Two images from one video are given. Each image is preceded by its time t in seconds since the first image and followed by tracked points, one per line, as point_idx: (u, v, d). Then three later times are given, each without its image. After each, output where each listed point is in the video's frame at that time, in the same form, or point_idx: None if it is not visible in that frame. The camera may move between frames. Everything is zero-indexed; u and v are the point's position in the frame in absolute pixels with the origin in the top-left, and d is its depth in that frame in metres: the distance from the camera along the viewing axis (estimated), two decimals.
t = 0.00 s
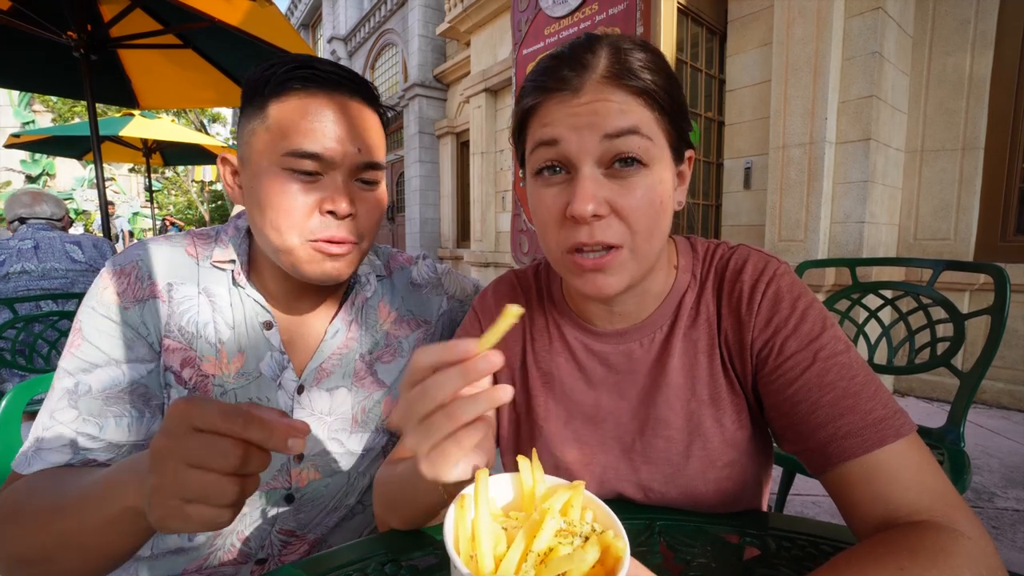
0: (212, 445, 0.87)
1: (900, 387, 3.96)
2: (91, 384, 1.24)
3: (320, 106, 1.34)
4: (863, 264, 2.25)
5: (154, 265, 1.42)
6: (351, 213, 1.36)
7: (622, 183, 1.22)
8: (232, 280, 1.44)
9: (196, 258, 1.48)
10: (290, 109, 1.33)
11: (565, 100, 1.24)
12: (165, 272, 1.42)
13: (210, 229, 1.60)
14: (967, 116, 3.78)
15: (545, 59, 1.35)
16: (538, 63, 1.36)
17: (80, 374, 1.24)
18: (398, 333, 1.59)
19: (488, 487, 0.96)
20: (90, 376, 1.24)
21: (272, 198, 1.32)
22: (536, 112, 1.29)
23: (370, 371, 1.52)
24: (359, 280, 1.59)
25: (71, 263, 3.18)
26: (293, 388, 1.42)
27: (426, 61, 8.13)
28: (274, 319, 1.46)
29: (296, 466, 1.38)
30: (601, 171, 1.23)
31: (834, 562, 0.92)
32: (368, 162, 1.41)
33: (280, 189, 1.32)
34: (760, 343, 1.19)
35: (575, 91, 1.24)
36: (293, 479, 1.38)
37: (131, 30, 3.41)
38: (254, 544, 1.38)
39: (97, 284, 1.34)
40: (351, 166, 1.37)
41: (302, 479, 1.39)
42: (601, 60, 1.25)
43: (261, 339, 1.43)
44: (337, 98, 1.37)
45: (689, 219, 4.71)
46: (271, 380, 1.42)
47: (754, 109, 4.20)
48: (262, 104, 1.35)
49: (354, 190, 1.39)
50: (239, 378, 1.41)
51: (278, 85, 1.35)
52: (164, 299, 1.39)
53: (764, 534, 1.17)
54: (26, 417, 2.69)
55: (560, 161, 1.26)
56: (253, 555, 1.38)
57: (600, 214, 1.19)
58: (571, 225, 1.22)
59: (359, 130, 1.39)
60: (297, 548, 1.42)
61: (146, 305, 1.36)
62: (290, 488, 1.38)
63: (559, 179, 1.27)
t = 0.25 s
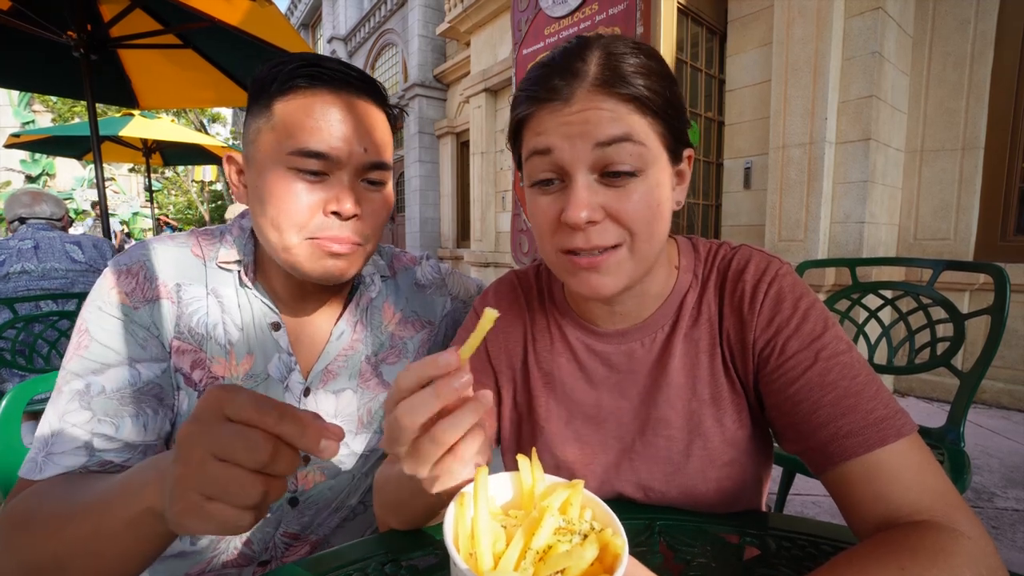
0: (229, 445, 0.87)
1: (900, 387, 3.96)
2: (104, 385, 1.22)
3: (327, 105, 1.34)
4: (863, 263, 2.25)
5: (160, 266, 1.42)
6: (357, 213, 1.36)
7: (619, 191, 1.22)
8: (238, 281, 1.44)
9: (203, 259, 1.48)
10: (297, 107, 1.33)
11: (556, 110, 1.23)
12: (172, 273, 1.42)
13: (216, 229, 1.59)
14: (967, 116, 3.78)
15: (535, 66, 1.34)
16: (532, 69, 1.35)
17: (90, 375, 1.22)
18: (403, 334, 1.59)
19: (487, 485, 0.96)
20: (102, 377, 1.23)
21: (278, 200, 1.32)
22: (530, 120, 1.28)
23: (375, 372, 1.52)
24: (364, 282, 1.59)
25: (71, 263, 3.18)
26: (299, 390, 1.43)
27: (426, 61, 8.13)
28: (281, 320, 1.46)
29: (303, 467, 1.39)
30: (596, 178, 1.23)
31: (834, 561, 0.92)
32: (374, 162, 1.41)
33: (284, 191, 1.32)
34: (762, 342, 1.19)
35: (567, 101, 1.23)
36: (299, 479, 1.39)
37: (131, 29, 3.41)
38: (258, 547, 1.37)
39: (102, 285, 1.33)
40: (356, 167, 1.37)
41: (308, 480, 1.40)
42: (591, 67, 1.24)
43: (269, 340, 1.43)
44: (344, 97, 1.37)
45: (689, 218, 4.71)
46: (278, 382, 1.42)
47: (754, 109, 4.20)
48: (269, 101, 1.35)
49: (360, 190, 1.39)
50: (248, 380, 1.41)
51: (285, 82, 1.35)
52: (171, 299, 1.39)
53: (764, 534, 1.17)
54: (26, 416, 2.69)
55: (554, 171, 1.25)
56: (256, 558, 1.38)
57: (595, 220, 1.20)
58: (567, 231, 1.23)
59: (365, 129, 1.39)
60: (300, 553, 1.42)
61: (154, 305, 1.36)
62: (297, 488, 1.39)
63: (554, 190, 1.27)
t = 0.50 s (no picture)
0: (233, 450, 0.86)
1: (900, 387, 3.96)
2: (102, 390, 1.23)
3: (330, 104, 1.34)
4: (863, 263, 2.25)
5: (159, 267, 1.42)
6: (360, 215, 1.36)
7: (661, 176, 1.22)
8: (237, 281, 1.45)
9: (201, 260, 1.48)
10: (298, 107, 1.33)
11: (619, 79, 1.25)
12: (171, 274, 1.42)
13: (215, 229, 1.59)
14: (967, 116, 3.79)
15: (605, 41, 1.35)
16: (596, 46, 1.36)
17: (88, 380, 1.23)
18: (405, 335, 1.59)
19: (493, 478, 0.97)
20: (100, 383, 1.24)
21: (281, 199, 1.32)
22: (588, 85, 1.30)
23: (377, 373, 1.52)
24: (366, 281, 1.59)
25: (71, 263, 3.18)
26: (301, 393, 1.42)
27: (426, 61, 8.13)
28: (282, 321, 1.46)
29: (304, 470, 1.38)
30: (641, 157, 1.24)
31: (835, 560, 0.92)
32: (377, 164, 1.40)
33: (288, 190, 1.31)
34: (770, 337, 1.20)
35: (633, 72, 1.24)
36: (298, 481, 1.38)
37: (131, 30, 3.41)
38: (259, 552, 1.38)
39: (101, 288, 1.33)
40: (360, 168, 1.37)
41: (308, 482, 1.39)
42: (662, 51, 1.25)
43: (270, 342, 1.43)
44: (347, 96, 1.37)
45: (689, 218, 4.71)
46: (279, 384, 1.41)
47: (754, 109, 4.20)
48: (269, 101, 1.36)
49: (363, 192, 1.38)
50: (247, 383, 1.40)
51: (287, 82, 1.36)
52: (169, 301, 1.39)
53: (764, 534, 1.17)
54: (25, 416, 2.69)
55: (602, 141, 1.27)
56: (256, 562, 1.38)
57: (628, 197, 1.21)
58: (600, 204, 1.25)
59: (368, 130, 1.38)
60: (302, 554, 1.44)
61: (152, 307, 1.36)
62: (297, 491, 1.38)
63: (597, 155, 1.28)
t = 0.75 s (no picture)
0: (291, 413, 0.77)
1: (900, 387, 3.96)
2: (108, 372, 1.21)
3: (327, 94, 1.35)
4: (863, 263, 2.25)
5: (161, 256, 1.41)
6: (355, 203, 1.36)
7: (672, 206, 1.22)
8: (236, 273, 1.45)
9: (202, 252, 1.48)
10: (292, 98, 1.33)
11: (633, 111, 1.22)
12: (172, 264, 1.41)
13: (215, 224, 1.59)
14: (967, 116, 3.79)
15: (624, 59, 1.32)
16: (620, 60, 1.32)
17: (93, 363, 1.20)
18: (405, 332, 1.59)
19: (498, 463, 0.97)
20: (105, 365, 1.21)
21: (274, 190, 1.32)
22: (604, 111, 1.28)
23: (378, 371, 1.53)
24: (366, 276, 1.59)
25: (71, 265, 3.18)
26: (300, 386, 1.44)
27: (426, 61, 8.12)
28: (282, 314, 1.47)
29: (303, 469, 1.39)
30: (652, 186, 1.23)
31: (835, 557, 0.93)
32: (372, 153, 1.40)
33: (283, 180, 1.32)
34: (779, 335, 1.21)
35: (648, 103, 1.21)
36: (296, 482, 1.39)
37: (131, 29, 3.41)
38: (259, 553, 1.40)
39: (102, 272, 1.31)
40: (354, 156, 1.37)
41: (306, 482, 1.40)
42: (682, 77, 1.20)
43: (269, 334, 1.44)
44: (342, 87, 1.37)
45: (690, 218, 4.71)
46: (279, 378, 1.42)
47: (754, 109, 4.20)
48: (265, 93, 1.36)
49: (359, 181, 1.39)
50: (247, 375, 1.41)
51: (280, 74, 1.35)
52: (171, 290, 1.38)
53: (765, 534, 1.17)
54: (26, 416, 2.69)
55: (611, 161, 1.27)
56: (256, 563, 1.40)
57: (637, 224, 1.21)
58: (609, 228, 1.26)
59: (364, 123, 1.38)
60: (303, 555, 1.45)
61: (156, 295, 1.35)
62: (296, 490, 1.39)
63: (608, 178, 1.29)
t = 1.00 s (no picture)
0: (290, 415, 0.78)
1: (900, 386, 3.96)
2: (141, 357, 1.16)
3: (349, 83, 1.37)
4: (863, 263, 2.25)
5: (175, 248, 1.39)
6: (364, 189, 1.35)
7: (650, 178, 1.23)
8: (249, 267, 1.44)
9: (215, 246, 1.47)
10: (309, 86, 1.35)
11: (602, 92, 1.27)
12: (188, 256, 1.39)
13: (221, 219, 1.59)
14: (967, 116, 3.79)
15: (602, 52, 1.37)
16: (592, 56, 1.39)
17: (123, 347, 1.16)
18: (412, 330, 1.60)
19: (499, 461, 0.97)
20: (136, 350, 1.17)
21: (286, 171, 1.31)
22: (581, 96, 1.34)
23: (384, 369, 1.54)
24: (373, 274, 1.61)
25: (71, 267, 3.18)
26: (309, 385, 1.45)
27: (426, 61, 8.12)
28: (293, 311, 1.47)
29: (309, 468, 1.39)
30: (630, 160, 1.26)
31: (835, 556, 0.93)
32: (384, 142, 1.40)
33: (295, 161, 1.31)
34: (786, 332, 1.21)
35: (614, 82, 1.26)
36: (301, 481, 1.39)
37: (131, 29, 3.41)
38: (262, 552, 1.41)
39: (122, 261, 1.28)
40: (367, 144, 1.37)
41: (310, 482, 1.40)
42: (643, 55, 1.26)
43: (283, 330, 1.43)
44: (360, 79, 1.39)
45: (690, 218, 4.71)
46: (290, 375, 1.43)
47: (754, 109, 4.20)
48: (286, 83, 1.38)
49: (371, 169, 1.39)
50: (262, 371, 1.40)
51: (302, 64, 1.38)
52: (189, 281, 1.36)
53: (765, 534, 1.17)
54: (26, 417, 2.69)
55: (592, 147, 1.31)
56: (260, 562, 1.41)
57: (620, 199, 1.23)
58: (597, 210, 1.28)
59: (379, 115, 1.38)
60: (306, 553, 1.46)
61: (176, 285, 1.33)
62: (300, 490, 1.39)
63: (590, 164, 1.33)
